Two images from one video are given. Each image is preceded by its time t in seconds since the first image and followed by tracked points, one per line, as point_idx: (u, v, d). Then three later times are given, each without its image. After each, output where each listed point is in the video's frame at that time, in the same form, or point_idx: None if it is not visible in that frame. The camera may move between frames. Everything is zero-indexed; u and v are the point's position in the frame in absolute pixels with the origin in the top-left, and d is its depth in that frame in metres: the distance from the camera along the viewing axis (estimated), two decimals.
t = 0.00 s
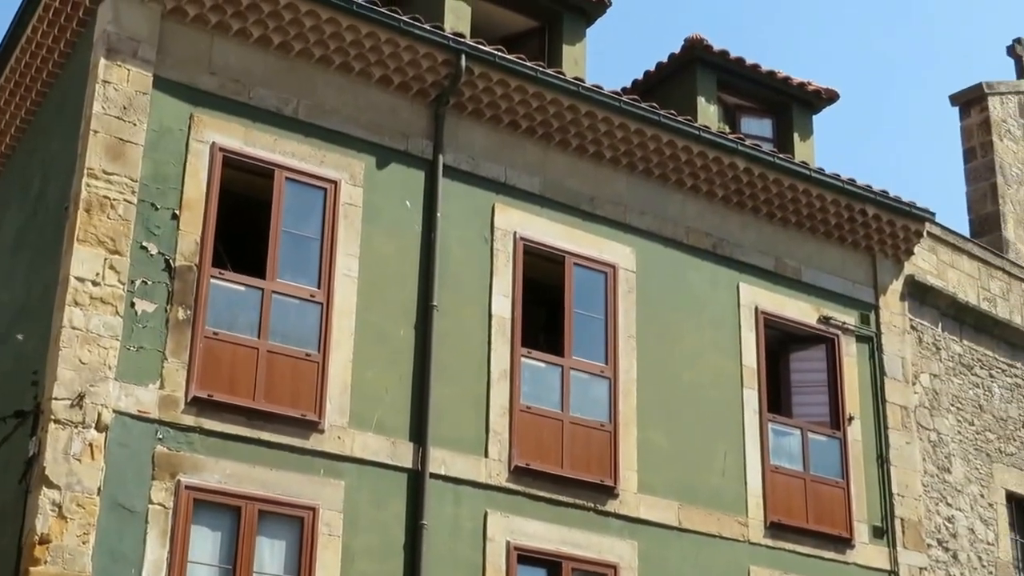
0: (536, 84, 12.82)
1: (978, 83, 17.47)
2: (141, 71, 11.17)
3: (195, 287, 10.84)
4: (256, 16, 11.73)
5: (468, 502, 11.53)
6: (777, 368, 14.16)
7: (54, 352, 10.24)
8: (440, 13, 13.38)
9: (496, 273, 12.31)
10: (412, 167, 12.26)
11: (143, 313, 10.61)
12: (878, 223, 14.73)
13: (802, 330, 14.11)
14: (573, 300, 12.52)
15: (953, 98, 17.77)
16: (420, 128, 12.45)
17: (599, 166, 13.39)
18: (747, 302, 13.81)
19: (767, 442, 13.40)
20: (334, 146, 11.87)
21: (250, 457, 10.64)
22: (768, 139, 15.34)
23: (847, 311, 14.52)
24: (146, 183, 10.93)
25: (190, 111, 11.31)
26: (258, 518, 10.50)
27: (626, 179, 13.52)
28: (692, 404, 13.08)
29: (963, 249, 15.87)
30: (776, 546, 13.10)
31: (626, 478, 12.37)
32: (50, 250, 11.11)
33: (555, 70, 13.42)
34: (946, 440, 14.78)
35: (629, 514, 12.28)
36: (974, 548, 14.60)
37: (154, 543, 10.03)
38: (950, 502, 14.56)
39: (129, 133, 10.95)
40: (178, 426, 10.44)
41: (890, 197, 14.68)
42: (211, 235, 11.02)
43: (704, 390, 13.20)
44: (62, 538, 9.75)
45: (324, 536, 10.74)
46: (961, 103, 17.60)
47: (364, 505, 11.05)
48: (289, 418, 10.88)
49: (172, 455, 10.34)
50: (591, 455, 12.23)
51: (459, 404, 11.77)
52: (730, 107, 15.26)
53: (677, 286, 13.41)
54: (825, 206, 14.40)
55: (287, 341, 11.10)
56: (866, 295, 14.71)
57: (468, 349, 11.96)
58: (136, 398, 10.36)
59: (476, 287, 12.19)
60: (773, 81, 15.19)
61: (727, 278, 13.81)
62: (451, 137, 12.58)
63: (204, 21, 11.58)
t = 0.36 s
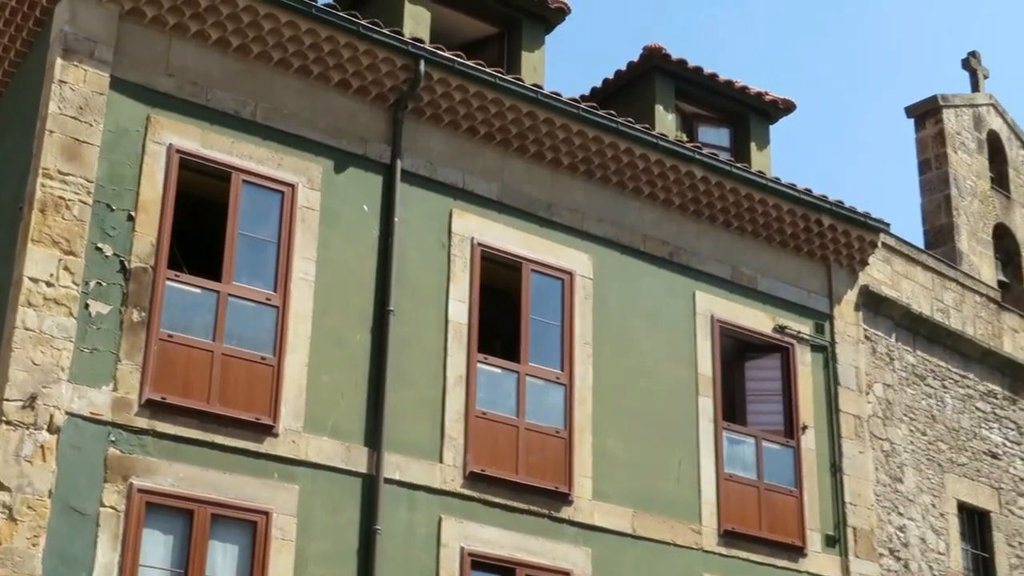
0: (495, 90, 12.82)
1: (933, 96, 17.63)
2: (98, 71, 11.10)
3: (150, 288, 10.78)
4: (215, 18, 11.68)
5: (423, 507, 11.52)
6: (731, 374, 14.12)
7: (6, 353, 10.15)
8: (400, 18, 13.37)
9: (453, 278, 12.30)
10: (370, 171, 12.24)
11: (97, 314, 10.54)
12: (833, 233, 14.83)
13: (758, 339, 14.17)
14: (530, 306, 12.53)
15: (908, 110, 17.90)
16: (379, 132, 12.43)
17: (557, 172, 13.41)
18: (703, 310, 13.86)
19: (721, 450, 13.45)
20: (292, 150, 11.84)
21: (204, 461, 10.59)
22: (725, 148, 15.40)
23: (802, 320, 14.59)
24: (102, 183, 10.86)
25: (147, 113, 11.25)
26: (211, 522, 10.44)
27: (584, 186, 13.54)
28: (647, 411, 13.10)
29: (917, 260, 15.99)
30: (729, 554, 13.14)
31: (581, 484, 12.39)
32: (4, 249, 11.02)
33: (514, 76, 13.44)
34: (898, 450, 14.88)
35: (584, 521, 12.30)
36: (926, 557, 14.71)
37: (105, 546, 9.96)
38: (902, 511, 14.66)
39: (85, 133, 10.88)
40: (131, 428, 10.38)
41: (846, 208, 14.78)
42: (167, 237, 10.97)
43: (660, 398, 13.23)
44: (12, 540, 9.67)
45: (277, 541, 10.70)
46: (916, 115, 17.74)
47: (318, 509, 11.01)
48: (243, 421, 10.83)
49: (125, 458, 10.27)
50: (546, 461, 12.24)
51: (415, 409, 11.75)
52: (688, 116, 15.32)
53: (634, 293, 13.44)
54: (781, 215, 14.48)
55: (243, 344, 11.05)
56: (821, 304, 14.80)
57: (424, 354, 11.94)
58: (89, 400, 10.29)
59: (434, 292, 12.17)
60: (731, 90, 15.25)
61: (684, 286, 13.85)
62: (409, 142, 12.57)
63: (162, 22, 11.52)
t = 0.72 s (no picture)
0: (440, 89, 12.85)
1: (873, 103, 17.83)
2: (37, 63, 11.04)
3: (87, 283, 10.73)
4: (158, 11, 11.65)
5: (360, 505, 11.53)
6: (671, 376, 14.26)
7: None
8: (346, 15, 13.37)
9: (395, 277, 12.32)
10: (312, 168, 12.24)
11: (33, 308, 10.48)
12: (773, 237, 14.98)
13: (697, 340, 14.27)
14: (471, 305, 12.57)
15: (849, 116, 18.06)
16: (322, 129, 12.42)
17: (501, 172, 13.43)
18: (644, 312, 13.94)
19: (659, 450, 13.54)
20: (234, 145, 11.82)
21: (140, 457, 10.55)
22: (668, 152, 15.47)
23: (741, 323, 14.71)
24: (40, 176, 10.81)
25: (87, 106, 11.20)
26: (146, 519, 10.41)
27: (528, 187, 13.57)
28: (586, 411, 13.17)
29: (855, 265, 16.16)
30: (666, 554, 13.24)
31: (519, 483, 12.44)
32: None
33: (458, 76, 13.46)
34: (833, 452, 15.05)
35: (522, 520, 12.35)
36: (858, 558, 14.89)
37: (37, 543, 9.92)
38: (835, 512, 14.83)
39: (23, 125, 10.82)
40: (66, 424, 10.34)
41: (785, 212, 14.93)
42: (105, 231, 10.92)
43: (599, 399, 13.30)
44: None
45: (212, 538, 10.68)
46: (856, 122, 17.92)
47: (255, 507, 11.00)
48: (180, 418, 10.80)
49: (59, 454, 10.24)
50: (485, 460, 12.28)
51: (353, 407, 11.76)
52: (632, 119, 15.39)
53: (575, 294, 13.50)
54: (722, 219, 14.61)
55: (181, 340, 11.03)
56: (760, 308, 14.92)
57: (364, 352, 11.95)
58: (23, 395, 10.24)
59: (374, 290, 12.18)
60: (675, 94, 15.34)
61: (625, 287, 13.93)
62: (353, 139, 12.56)
63: (104, 14, 11.48)
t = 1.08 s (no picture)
0: (380, 81, 12.84)
1: (811, 103, 18.01)
2: None
3: (17, 269, 10.63)
4: None
5: (294, 497, 11.52)
6: (606, 371, 14.37)
7: None
8: (286, 4, 13.32)
9: (332, 268, 12.30)
10: (249, 157, 12.19)
11: None
12: (710, 234, 15.10)
13: (633, 335, 14.37)
14: (408, 297, 12.58)
15: (786, 116, 18.22)
16: (260, 118, 12.37)
17: (441, 165, 13.43)
18: (581, 306, 14.01)
19: (593, 444, 13.63)
20: (170, 133, 11.75)
21: (70, 447, 10.49)
22: (607, 148, 15.51)
23: (677, 319, 14.82)
24: None
25: (20, 90, 11.09)
26: (75, 509, 10.35)
27: (467, 180, 13.59)
28: (521, 404, 13.23)
29: (790, 263, 16.32)
30: (598, 547, 13.33)
31: (454, 476, 12.47)
32: None
33: (399, 67, 13.46)
34: (765, 447, 15.22)
35: (455, 512, 12.39)
36: (787, 551, 15.07)
37: None
38: (766, 506, 15.00)
39: None
40: None
41: (722, 209, 15.07)
42: (36, 217, 10.83)
43: (534, 393, 13.35)
44: None
45: (143, 529, 10.64)
46: (793, 121, 18.07)
47: (187, 498, 10.97)
48: (111, 407, 10.75)
49: None
50: (420, 452, 12.30)
51: (288, 398, 11.75)
52: (573, 114, 15.42)
53: (513, 288, 13.53)
54: (659, 215, 14.71)
55: (113, 329, 10.96)
56: (695, 304, 15.04)
57: (299, 343, 11.94)
58: None
59: (311, 281, 12.16)
60: (616, 91, 15.39)
61: (562, 281, 13.99)
62: (292, 129, 12.52)
63: None
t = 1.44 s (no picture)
0: (319, 65, 12.74)
1: (749, 96, 18.08)
2: None
3: None
4: None
5: (225, 483, 11.42)
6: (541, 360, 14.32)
7: None
8: None
9: (267, 253, 12.19)
10: (185, 139, 12.05)
11: None
12: (647, 224, 15.13)
13: (569, 325, 14.36)
14: (344, 283, 12.50)
15: (724, 108, 18.30)
16: (196, 100, 12.23)
17: (379, 151, 13.35)
18: (518, 295, 13.98)
19: (528, 433, 13.61)
20: (104, 113, 11.59)
21: None
22: (547, 136, 15.47)
23: (613, 309, 14.83)
24: None
25: None
26: (3, 494, 10.20)
27: (405, 167, 13.51)
28: (457, 392, 13.18)
29: (726, 255, 16.38)
30: (531, 536, 13.31)
31: (388, 463, 12.41)
32: None
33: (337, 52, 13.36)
34: (699, 438, 15.27)
35: (389, 500, 12.33)
36: (719, 541, 15.14)
37: None
38: (699, 496, 15.06)
39: None
40: None
41: (660, 200, 15.11)
42: None
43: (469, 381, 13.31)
44: None
45: (72, 514, 10.51)
46: (731, 114, 18.14)
47: (117, 483, 10.84)
48: (40, 391, 10.60)
49: None
50: (354, 439, 12.23)
51: (221, 383, 11.64)
52: (512, 102, 15.32)
53: (450, 275, 13.48)
54: (597, 204, 14.72)
55: (43, 311, 10.80)
56: (632, 294, 15.06)
57: (233, 328, 11.82)
58: None
59: (246, 266, 12.04)
60: (555, 79, 15.36)
61: (499, 269, 13.95)
62: (228, 112, 12.39)
63: None
